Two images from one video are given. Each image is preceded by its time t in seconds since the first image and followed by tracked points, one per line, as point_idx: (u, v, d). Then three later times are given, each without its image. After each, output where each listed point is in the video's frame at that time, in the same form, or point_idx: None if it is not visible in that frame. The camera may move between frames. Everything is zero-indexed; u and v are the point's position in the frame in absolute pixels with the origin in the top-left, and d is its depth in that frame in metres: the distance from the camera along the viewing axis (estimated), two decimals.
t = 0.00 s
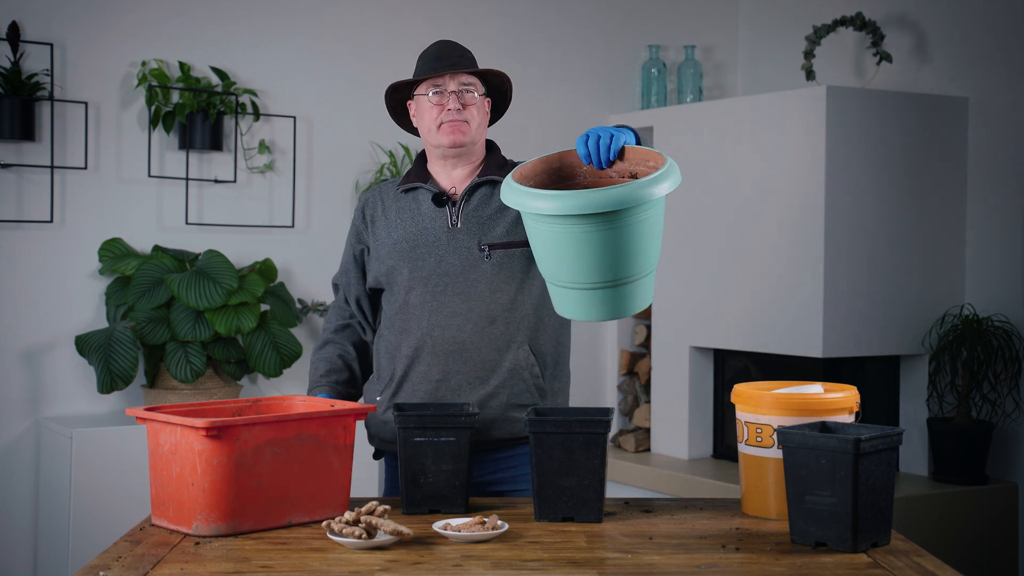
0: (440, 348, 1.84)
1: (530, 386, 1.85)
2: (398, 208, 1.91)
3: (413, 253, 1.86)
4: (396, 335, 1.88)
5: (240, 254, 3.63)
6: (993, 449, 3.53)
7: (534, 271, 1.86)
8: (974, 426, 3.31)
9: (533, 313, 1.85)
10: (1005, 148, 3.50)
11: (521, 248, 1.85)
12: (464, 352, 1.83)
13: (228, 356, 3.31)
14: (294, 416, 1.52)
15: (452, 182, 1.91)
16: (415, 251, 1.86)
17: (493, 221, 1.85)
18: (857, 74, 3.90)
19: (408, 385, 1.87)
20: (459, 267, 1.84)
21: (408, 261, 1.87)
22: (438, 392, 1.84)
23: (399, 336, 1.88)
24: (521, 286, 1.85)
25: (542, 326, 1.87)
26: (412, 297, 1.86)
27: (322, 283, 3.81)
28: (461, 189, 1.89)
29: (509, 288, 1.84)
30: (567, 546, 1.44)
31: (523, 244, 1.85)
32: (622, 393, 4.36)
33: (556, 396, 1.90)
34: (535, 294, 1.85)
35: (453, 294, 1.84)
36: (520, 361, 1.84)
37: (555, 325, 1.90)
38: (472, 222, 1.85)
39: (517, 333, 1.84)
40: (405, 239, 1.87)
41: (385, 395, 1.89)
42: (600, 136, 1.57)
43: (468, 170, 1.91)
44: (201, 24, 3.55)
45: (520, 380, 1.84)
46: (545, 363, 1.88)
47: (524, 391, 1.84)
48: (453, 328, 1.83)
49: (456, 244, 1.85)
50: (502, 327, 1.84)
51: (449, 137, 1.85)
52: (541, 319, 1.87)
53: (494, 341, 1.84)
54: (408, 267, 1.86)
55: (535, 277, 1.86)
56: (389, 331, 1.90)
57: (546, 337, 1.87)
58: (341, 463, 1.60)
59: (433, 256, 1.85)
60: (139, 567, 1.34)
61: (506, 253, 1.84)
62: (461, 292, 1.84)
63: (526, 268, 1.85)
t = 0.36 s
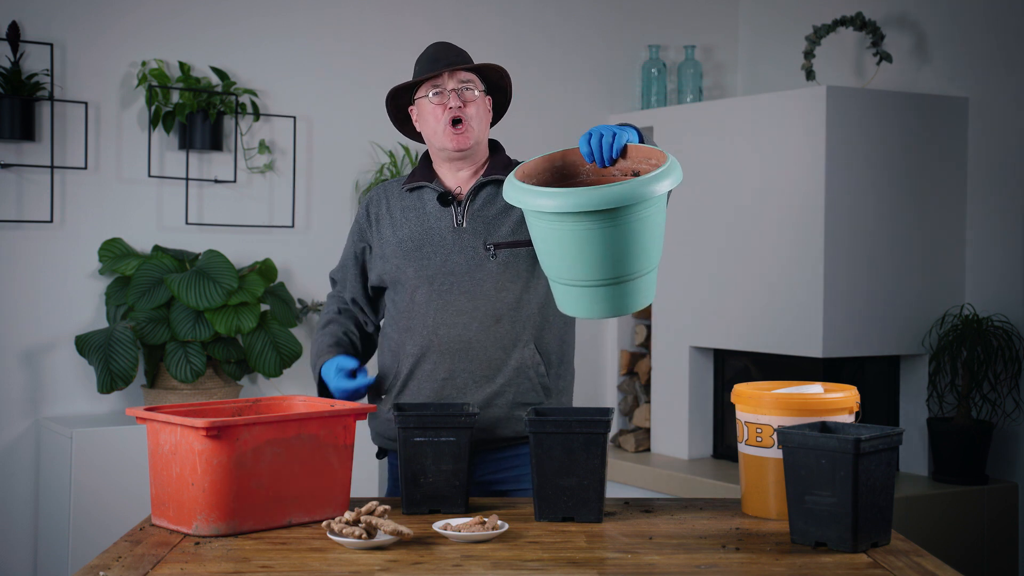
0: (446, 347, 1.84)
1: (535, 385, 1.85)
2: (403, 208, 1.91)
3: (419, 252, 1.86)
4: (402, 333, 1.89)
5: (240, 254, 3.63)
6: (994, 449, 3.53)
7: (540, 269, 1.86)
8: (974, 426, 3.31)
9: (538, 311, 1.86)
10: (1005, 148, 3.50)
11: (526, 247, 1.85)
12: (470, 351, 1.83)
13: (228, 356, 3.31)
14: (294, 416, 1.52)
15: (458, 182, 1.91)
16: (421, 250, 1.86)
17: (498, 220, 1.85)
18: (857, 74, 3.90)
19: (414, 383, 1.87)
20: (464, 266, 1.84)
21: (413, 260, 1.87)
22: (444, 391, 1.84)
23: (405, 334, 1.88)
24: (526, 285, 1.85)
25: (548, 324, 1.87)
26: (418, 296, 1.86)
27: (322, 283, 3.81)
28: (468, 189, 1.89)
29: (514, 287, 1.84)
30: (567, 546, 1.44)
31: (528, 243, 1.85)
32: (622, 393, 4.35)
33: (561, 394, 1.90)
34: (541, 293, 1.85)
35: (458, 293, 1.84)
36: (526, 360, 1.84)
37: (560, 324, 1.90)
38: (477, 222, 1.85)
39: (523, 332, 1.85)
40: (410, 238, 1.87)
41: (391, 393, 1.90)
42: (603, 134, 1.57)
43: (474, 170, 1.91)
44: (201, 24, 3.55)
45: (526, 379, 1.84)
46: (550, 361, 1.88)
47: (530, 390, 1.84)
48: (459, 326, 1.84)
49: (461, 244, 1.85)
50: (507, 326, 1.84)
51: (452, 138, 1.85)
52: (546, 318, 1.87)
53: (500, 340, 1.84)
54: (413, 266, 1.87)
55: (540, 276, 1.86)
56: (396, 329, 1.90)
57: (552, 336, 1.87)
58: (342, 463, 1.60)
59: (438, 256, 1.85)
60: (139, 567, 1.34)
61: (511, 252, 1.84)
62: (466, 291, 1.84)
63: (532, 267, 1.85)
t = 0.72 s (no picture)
0: (450, 346, 1.83)
1: (540, 382, 1.86)
2: (408, 208, 1.91)
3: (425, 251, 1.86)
4: (407, 332, 1.88)
5: (240, 254, 3.63)
6: (994, 449, 3.53)
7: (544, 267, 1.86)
8: (974, 426, 3.31)
9: (542, 309, 1.86)
10: (1005, 147, 3.50)
11: (530, 246, 1.86)
12: (475, 349, 1.83)
13: (228, 356, 3.31)
14: (294, 416, 1.52)
15: (461, 182, 1.91)
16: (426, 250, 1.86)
17: (503, 219, 1.86)
18: (857, 74, 3.90)
19: (419, 382, 1.86)
20: (469, 265, 1.84)
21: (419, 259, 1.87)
22: (450, 390, 1.84)
23: (410, 334, 1.87)
24: (530, 283, 1.86)
25: (551, 322, 1.88)
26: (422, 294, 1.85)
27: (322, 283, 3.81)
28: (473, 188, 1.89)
29: (518, 285, 1.85)
30: (567, 546, 1.44)
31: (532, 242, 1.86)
32: (622, 393, 4.35)
33: (564, 392, 1.91)
34: (544, 291, 1.86)
35: (463, 292, 1.84)
36: (531, 358, 1.84)
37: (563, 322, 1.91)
38: (481, 221, 1.85)
39: (527, 330, 1.85)
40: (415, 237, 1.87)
41: (395, 393, 1.89)
42: (602, 132, 1.57)
43: (477, 169, 1.91)
44: (202, 24, 3.55)
45: (530, 377, 1.85)
46: (554, 358, 1.89)
47: (535, 388, 1.85)
48: (464, 325, 1.83)
49: (465, 243, 1.85)
50: (511, 324, 1.84)
51: (454, 141, 1.85)
52: (550, 316, 1.87)
53: (505, 338, 1.84)
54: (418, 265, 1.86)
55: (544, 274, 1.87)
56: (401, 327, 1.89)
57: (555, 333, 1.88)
58: (342, 462, 1.60)
59: (442, 254, 1.85)
60: (139, 567, 1.34)
61: (516, 250, 1.85)
62: (471, 290, 1.84)
63: (535, 265, 1.86)
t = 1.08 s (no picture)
0: (454, 347, 1.83)
1: (542, 382, 1.86)
2: (410, 208, 1.91)
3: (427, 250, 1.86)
4: (409, 332, 1.86)
5: (240, 254, 3.63)
6: (993, 449, 3.53)
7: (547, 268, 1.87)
8: (974, 426, 3.31)
9: (545, 310, 1.87)
10: (1005, 147, 3.50)
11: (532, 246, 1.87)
12: (479, 350, 1.83)
13: (228, 356, 3.31)
14: (294, 416, 1.52)
15: (461, 182, 1.92)
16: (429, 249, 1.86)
17: (505, 220, 1.87)
18: (857, 74, 3.90)
19: (422, 384, 1.85)
20: (473, 264, 1.84)
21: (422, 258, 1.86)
22: (452, 390, 1.84)
23: (411, 333, 1.86)
24: (532, 284, 1.86)
25: (553, 322, 1.89)
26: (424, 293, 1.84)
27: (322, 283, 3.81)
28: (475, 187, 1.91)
29: (521, 286, 1.85)
30: (567, 546, 1.44)
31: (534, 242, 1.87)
32: (622, 393, 4.35)
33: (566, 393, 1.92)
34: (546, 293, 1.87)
35: (466, 293, 1.83)
36: (534, 359, 1.85)
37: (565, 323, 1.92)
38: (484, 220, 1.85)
39: (530, 330, 1.86)
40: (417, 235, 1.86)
41: (397, 394, 1.87)
42: (597, 131, 1.57)
43: (477, 169, 1.93)
44: (202, 24, 3.55)
45: (534, 378, 1.86)
46: (556, 358, 1.89)
47: (537, 388, 1.85)
48: (467, 326, 1.83)
49: (467, 242, 1.84)
50: (514, 325, 1.84)
51: (452, 142, 1.85)
52: (552, 317, 1.88)
53: (509, 339, 1.84)
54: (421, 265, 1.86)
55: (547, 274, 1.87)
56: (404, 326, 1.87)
57: (558, 333, 1.90)
58: (342, 463, 1.60)
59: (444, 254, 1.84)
60: (139, 567, 1.34)
61: (518, 251, 1.86)
62: (473, 291, 1.83)
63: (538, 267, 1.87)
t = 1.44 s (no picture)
0: (456, 349, 1.83)
1: (545, 384, 1.85)
2: (409, 210, 1.92)
3: (428, 253, 1.87)
4: (412, 335, 1.87)
5: (240, 254, 3.63)
6: (993, 449, 3.53)
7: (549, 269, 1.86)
8: (974, 426, 3.31)
9: (547, 312, 1.86)
10: (1005, 147, 3.50)
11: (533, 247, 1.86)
12: (481, 352, 1.83)
13: (228, 356, 3.31)
14: (295, 416, 1.52)
15: (461, 182, 1.92)
16: (429, 251, 1.87)
17: (505, 221, 1.87)
18: (857, 74, 3.90)
19: (424, 386, 1.86)
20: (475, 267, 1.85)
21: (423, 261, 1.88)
22: (454, 392, 1.84)
23: (414, 336, 1.87)
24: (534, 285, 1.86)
25: (556, 323, 1.88)
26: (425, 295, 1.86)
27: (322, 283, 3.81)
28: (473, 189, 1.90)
29: (523, 287, 1.84)
30: (567, 547, 1.44)
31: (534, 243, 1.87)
32: (622, 393, 4.35)
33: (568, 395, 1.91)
34: (548, 294, 1.86)
35: (468, 295, 1.84)
36: (536, 360, 1.84)
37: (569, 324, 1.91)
38: (484, 223, 1.86)
39: (532, 332, 1.85)
40: (416, 239, 1.88)
41: (399, 395, 1.89)
42: (603, 135, 1.58)
43: (477, 170, 1.92)
44: (201, 24, 3.55)
45: (536, 379, 1.84)
46: (559, 359, 1.88)
47: (540, 390, 1.84)
48: (469, 328, 1.83)
49: (467, 245, 1.86)
50: (517, 327, 1.84)
51: (454, 140, 1.85)
52: (555, 318, 1.87)
53: (511, 340, 1.84)
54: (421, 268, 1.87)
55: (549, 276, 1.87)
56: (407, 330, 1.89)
57: (561, 335, 1.88)
58: (342, 463, 1.60)
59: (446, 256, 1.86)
60: (139, 567, 1.34)
61: (519, 253, 1.85)
62: (475, 293, 1.84)
63: (539, 268, 1.86)
